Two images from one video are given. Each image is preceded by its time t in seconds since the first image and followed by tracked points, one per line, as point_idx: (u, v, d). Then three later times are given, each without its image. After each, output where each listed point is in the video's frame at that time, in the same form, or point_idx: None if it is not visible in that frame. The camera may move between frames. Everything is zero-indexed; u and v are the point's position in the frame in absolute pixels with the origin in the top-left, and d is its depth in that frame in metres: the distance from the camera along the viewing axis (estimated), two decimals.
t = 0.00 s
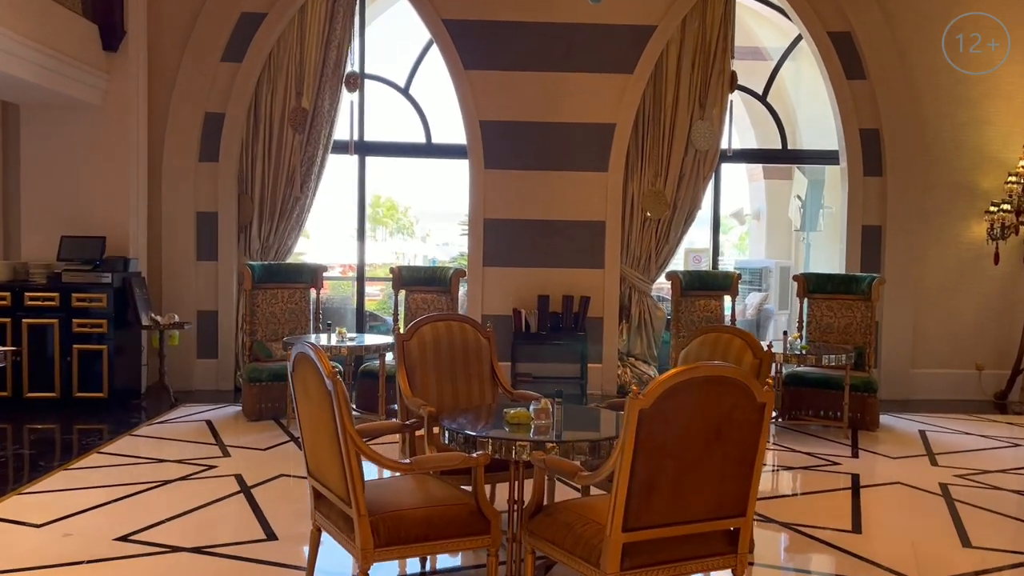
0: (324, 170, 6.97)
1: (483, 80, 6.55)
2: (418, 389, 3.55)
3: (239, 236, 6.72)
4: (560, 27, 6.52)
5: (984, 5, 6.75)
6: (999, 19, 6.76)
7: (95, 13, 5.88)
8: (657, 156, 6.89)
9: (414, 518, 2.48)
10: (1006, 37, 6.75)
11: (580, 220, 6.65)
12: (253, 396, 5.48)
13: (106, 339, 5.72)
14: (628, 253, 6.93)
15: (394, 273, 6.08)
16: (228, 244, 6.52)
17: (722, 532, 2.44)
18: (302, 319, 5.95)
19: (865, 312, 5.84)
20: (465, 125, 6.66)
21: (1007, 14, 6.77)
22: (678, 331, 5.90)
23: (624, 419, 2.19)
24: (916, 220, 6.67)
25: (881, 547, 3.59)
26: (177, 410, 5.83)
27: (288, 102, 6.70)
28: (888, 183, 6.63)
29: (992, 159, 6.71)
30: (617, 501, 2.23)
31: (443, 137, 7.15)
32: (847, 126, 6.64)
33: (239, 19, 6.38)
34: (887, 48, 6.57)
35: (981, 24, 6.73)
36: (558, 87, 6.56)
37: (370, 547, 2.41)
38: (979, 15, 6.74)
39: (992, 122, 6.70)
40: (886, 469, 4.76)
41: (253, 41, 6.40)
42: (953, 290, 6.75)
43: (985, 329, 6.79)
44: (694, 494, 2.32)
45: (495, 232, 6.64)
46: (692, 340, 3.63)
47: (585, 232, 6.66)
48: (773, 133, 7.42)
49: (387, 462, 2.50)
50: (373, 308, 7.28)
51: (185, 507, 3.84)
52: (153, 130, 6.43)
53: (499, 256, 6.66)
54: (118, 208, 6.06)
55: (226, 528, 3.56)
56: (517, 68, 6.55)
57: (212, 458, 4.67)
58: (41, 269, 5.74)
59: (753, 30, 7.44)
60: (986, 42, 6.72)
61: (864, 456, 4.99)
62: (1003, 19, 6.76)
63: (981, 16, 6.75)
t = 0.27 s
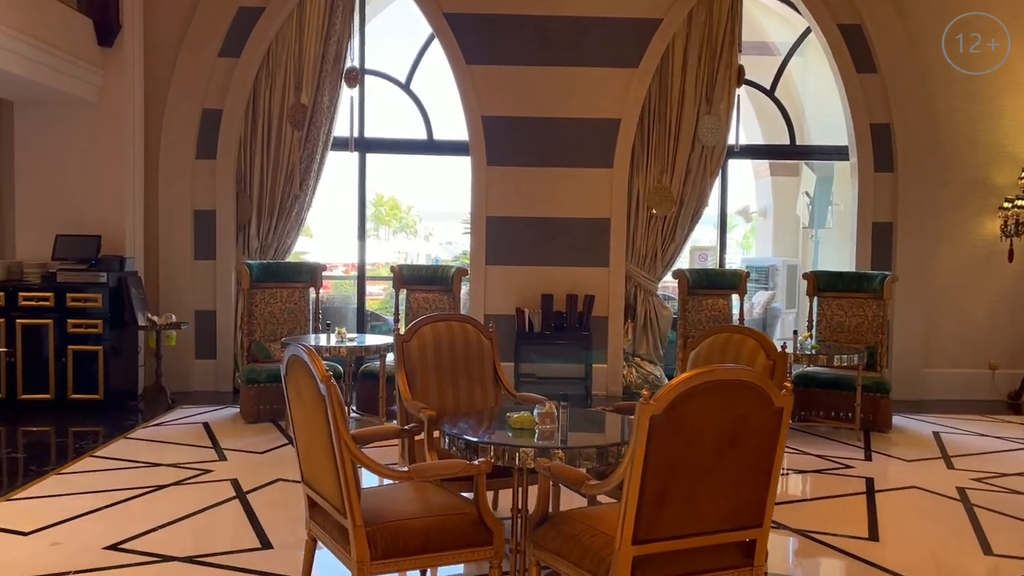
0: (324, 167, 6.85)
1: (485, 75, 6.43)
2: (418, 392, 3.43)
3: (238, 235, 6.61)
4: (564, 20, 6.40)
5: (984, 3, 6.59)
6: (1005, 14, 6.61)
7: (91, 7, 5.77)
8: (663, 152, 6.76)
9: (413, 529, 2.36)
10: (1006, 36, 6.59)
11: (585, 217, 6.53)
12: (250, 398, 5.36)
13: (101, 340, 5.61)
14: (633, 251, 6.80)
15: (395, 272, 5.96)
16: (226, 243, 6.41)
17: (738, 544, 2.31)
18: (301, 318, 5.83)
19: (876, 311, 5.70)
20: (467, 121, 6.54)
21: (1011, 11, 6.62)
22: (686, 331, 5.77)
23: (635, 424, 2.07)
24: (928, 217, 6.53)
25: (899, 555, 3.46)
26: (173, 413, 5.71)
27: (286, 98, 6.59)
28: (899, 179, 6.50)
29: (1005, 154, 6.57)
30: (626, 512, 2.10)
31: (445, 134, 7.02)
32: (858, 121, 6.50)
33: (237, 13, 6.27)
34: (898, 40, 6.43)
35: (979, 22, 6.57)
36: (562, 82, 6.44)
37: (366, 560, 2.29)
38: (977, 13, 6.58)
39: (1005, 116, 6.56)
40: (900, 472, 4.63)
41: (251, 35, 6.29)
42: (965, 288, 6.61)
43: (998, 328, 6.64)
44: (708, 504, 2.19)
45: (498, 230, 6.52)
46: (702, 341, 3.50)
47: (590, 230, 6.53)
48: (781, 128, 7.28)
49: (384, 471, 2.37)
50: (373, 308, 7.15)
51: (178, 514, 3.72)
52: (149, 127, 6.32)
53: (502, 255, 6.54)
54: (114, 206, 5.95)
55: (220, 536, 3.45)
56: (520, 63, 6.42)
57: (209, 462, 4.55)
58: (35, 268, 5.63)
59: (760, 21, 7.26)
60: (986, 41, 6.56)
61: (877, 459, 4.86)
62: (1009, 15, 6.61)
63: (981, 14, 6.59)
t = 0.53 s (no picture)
0: (322, 164, 6.72)
1: (487, 70, 6.29)
2: (418, 396, 3.30)
3: (234, 234, 6.48)
4: (567, 14, 6.26)
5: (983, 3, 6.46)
6: (1005, 14, 6.48)
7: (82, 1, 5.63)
8: (667, 148, 6.62)
9: (412, 544, 2.23)
10: (1006, 37, 6.46)
11: (588, 215, 6.39)
12: (246, 400, 5.23)
13: (95, 341, 5.49)
14: (638, 249, 6.66)
15: (395, 272, 5.83)
16: (222, 242, 6.28)
17: (756, 560, 2.18)
18: (299, 319, 5.69)
19: (888, 310, 5.56)
20: (467, 118, 6.40)
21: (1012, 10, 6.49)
22: (692, 331, 5.63)
23: (647, 435, 1.94)
24: (939, 214, 6.39)
25: (917, 565, 3.33)
26: (167, 416, 5.57)
27: (283, 94, 6.46)
28: (909, 175, 6.36)
29: (1018, 149, 6.42)
30: (638, 528, 1.97)
31: (446, 130, 6.89)
32: (867, 116, 6.36)
33: (233, 7, 6.14)
34: (909, 34, 6.29)
35: (979, 22, 6.44)
36: (565, 77, 6.30)
37: None
38: (976, 13, 6.45)
39: (1018, 110, 6.41)
40: (915, 476, 4.49)
41: (247, 30, 6.15)
42: (977, 286, 6.47)
43: (1010, 327, 6.50)
44: (724, 519, 2.06)
45: (500, 229, 6.39)
46: (714, 343, 3.35)
47: (593, 228, 6.40)
48: (788, 124, 7.15)
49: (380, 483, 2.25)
50: (373, 308, 7.03)
51: (169, 524, 3.60)
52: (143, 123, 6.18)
53: (504, 254, 6.41)
54: (107, 205, 5.82)
55: (213, 547, 3.33)
56: (522, 58, 6.29)
57: (203, 468, 4.43)
58: (27, 268, 5.50)
59: (767, 15, 7.13)
60: (985, 42, 6.42)
61: (890, 463, 4.72)
62: (1010, 14, 6.48)
63: (981, 14, 6.46)
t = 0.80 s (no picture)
0: (318, 162, 6.59)
1: (486, 66, 6.16)
2: (415, 403, 3.17)
3: (229, 233, 6.36)
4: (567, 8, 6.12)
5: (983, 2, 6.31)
6: (1005, 14, 6.33)
7: None
8: (671, 145, 6.49)
9: (408, 562, 2.11)
10: (1006, 37, 6.31)
11: (590, 213, 6.27)
12: (241, 405, 5.11)
13: (87, 344, 5.38)
14: (641, 247, 6.54)
15: (393, 272, 5.71)
16: (217, 241, 6.16)
17: None
18: (295, 321, 5.57)
19: (897, 310, 5.43)
20: (467, 114, 6.27)
21: (1014, 9, 6.34)
22: (697, 332, 5.51)
23: (659, 447, 1.81)
24: (949, 211, 6.25)
25: None
26: (160, 421, 5.45)
27: (279, 90, 6.33)
28: (917, 172, 6.22)
29: None
30: (648, 546, 1.85)
31: (445, 127, 6.77)
32: (874, 111, 6.23)
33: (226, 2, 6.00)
34: (916, 27, 6.16)
35: (980, 22, 6.30)
36: (565, 73, 6.17)
37: None
38: (977, 13, 6.30)
39: None
40: (927, 481, 4.37)
41: (241, 26, 6.03)
42: (987, 285, 6.34)
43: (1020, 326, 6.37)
44: (738, 536, 1.94)
45: (500, 228, 6.26)
46: (723, 346, 3.22)
47: (595, 227, 6.27)
48: (793, 120, 7.01)
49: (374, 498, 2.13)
50: (371, 307, 6.91)
51: (158, 536, 3.47)
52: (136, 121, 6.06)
53: (504, 253, 6.28)
54: (99, 205, 5.70)
55: (203, 559, 3.21)
56: (522, 53, 6.16)
57: (196, 475, 4.31)
58: (16, 270, 5.38)
59: (771, 9, 6.99)
60: (986, 42, 6.28)
61: (901, 467, 4.60)
62: (1012, 13, 6.34)
63: (981, 14, 6.31)
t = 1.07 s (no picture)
0: (312, 160, 6.46)
1: (484, 61, 6.04)
2: (410, 409, 3.05)
3: (221, 232, 6.23)
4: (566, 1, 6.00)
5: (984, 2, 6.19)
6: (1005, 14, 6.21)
7: None
8: (671, 142, 6.37)
9: None
10: (1006, 37, 6.19)
11: (589, 211, 6.15)
12: (232, 407, 5.01)
13: (75, 346, 5.27)
14: (641, 245, 6.42)
15: (388, 271, 5.59)
16: (209, 240, 6.04)
17: None
18: (288, 321, 5.45)
19: (904, 309, 5.29)
20: (464, 110, 6.15)
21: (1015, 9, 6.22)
22: (699, 332, 5.39)
23: (667, 458, 1.69)
24: (956, 208, 6.13)
25: None
26: (150, 424, 5.32)
27: (272, 86, 6.21)
28: (923, 168, 6.10)
29: None
30: (656, 563, 1.73)
31: (442, 124, 6.64)
32: (879, 106, 6.11)
33: None
34: (922, 20, 6.04)
35: (980, 22, 6.17)
36: (564, 67, 6.05)
37: None
38: (977, 13, 6.18)
39: None
40: (937, 484, 4.25)
41: (233, 20, 5.90)
42: (994, 283, 6.21)
43: None
44: (750, 551, 1.82)
45: (498, 226, 6.14)
46: (730, 347, 3.10)
47: (594, 224, 6.15)
48: (796, 115, 6.89)
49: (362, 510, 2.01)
50: (366, 307, 6.78)
51: (144, 544, 3.35)
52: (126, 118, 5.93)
53: (502, 252, 6.16)
54: (87, 203, 5.58)
55: (189, 570, 3.08)
56: (519, 47, 6.03)
57: (185, 480, 4.19)
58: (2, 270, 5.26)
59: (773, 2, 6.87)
60: (986, 42, 6.16)
61: (910, 470, 4.48)
62: (1014, 13, 6.21)
63: (981, 14, 6.19)
